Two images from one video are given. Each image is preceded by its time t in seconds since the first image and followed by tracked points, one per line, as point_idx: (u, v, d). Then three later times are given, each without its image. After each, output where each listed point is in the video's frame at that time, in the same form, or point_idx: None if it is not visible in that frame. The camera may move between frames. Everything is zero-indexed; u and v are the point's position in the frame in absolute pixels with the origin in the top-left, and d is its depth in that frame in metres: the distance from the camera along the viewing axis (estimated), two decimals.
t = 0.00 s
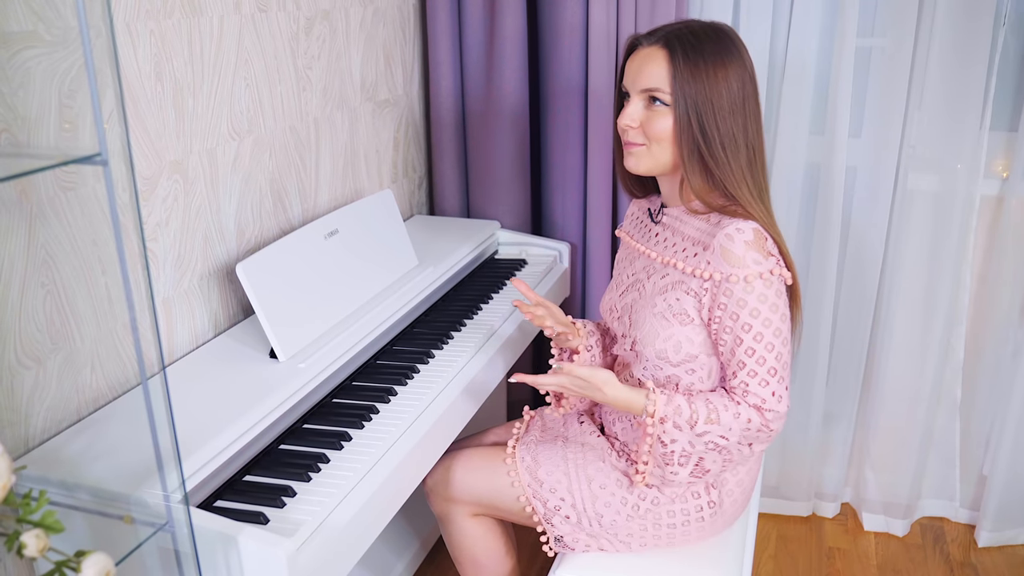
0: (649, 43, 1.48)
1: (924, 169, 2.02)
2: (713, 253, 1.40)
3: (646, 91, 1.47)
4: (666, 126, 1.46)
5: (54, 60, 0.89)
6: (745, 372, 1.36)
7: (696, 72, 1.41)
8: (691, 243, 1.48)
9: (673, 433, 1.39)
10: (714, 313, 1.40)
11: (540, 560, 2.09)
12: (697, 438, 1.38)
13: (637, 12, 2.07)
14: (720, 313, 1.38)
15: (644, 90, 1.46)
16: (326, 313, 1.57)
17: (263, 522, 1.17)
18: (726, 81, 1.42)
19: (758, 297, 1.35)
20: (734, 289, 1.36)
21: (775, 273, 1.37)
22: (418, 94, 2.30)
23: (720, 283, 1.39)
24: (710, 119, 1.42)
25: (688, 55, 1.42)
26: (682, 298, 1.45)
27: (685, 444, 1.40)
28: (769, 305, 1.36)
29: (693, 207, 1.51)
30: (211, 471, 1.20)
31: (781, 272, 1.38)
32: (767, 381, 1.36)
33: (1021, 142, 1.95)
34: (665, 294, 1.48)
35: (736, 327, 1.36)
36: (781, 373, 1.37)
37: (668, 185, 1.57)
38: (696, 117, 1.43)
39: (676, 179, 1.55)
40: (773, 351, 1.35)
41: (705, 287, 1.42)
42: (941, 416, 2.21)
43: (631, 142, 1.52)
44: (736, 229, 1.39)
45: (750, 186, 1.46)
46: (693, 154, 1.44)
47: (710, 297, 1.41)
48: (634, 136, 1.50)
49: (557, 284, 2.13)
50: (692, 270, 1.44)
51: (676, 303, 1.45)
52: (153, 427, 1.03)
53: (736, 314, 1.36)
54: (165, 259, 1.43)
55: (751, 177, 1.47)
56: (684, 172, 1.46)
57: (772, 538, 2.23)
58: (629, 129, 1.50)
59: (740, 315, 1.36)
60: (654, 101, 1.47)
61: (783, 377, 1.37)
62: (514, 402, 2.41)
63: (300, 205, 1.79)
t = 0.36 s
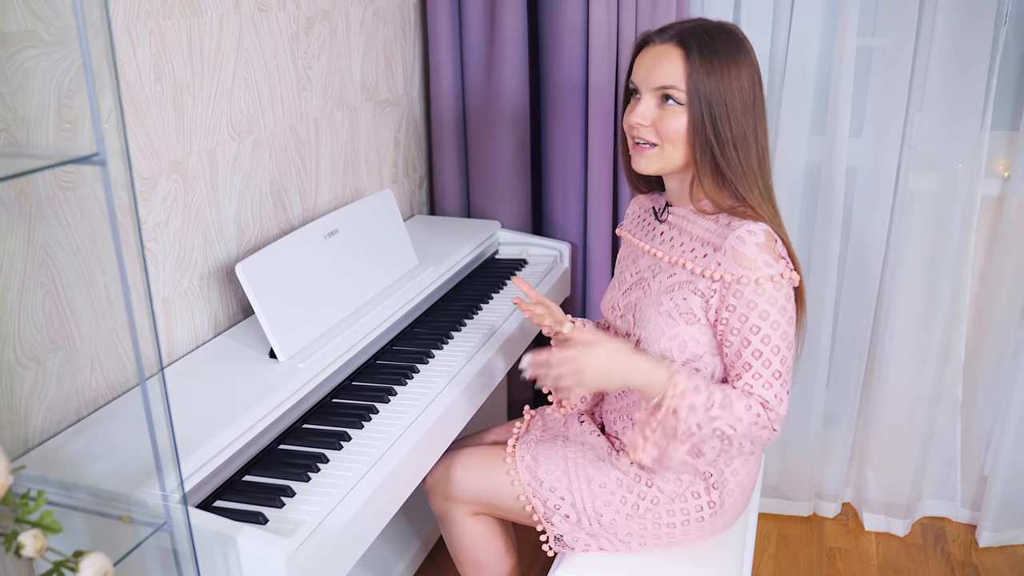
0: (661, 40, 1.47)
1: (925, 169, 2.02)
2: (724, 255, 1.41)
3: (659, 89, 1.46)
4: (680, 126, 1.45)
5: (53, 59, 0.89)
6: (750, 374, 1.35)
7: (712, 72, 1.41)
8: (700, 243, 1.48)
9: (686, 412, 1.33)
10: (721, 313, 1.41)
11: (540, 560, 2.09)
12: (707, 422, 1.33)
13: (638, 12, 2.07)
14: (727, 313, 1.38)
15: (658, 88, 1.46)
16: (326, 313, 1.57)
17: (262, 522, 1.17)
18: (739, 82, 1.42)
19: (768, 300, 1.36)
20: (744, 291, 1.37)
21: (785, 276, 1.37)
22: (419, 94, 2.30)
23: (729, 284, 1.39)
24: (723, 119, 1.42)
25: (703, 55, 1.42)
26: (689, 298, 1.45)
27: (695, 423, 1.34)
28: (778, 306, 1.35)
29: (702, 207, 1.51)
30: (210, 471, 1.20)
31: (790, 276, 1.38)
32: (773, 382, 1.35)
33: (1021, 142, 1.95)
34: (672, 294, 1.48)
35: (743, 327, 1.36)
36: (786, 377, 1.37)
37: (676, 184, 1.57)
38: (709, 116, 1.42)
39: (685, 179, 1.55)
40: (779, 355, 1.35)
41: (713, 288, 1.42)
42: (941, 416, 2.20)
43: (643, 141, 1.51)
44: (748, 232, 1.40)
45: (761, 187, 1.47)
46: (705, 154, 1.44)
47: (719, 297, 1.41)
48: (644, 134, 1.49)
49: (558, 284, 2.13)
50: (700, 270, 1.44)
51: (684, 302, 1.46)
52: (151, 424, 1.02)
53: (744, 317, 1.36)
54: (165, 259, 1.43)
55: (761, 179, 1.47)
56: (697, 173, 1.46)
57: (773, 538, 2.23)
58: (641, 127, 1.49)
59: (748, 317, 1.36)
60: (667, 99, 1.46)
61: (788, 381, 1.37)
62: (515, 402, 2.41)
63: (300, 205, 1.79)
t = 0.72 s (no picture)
0: (684, 42, 1.46)
1: (925, 169, 2.01)
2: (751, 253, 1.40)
3: (695, 94, 1.43)
4: (716, 129, 1.44)
5: (50, 62, 0.89)
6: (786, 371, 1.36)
7: (746, 73, 1.43)
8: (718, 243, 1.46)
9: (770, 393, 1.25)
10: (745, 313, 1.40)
11: (540, 561, 2.09)
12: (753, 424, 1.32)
13: (638, 15, 2.06)
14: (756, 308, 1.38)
15: (695, 93, 1.43)
16: (325, 314, 1.57)
17: (260, 524, 1.17)
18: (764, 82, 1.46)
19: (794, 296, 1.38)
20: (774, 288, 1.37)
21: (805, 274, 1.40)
22: (418, 95, 2.30)
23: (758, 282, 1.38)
24: (760, 122, 1.44)
25: (738, 55, 1.43)
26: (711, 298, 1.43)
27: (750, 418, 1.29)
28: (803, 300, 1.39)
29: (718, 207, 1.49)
30: (208, 473, 1.20)
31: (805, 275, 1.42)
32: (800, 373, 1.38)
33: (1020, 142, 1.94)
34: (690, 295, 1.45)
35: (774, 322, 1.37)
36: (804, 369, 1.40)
37: (684, 189, 1.53)
38: (745, 120, 1.44)
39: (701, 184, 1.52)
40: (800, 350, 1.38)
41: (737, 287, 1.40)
42: (941, 416, 2.20)
43: (672, 148, 1.46)
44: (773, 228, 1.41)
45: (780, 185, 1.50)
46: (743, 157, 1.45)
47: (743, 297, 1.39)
48: (676, 141, 1.45)
49: (557, 284, 2.13)
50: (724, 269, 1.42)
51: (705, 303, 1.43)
52: (146, 423, 1.02)
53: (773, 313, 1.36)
54: (163, 260, 1.43)
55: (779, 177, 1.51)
56: (724, 177, 1.46)
57: (773, 538, 2.23)
58: (674, 132, 1.45)
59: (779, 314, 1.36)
60: (700, 105, 1.45)
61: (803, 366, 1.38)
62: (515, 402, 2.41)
63: (299, 206, 1.79)
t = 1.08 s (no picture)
0: (685, 46, 1.45)
1: (925, 169, 2.02)
2: (763, 261, 1.41)
3: (699, 99, 1.43)
4: (721, 134, 1.44)
5: (49, 63, 0.89)
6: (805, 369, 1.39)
7: (748, 75, 1.42)
8: (726, 250, 1.46)
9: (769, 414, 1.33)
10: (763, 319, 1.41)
11: (540, 562, 2.09)
12: (786, 421, 1.35)
13: (637, 15, 2.06)
14: (777, 315, 1.39)
15: (698, 99, 1.43)
16: (325, 314, 1.58)
17: (258, 526, 1.17)
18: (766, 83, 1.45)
19: (811, 298, 1.39)
20: (790, 294, 1.38)
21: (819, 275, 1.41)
22: (418, 96, 2.30)
23: (774, 289, 1.40)
24: (764, 127, 1.44)
25: (739, 58, 1.42)
26: (722, 306, 1.44)
27: (777, 430, 1.33)
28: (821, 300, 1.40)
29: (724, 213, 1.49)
30: (207, 474, 1.20)
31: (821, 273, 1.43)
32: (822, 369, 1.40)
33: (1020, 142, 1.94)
34: (701, 304, 1.46)
35: (794, 328, 1.38)
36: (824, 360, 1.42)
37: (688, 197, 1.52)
38: (749, 124, 1.43)
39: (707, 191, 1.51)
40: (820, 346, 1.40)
41: (750, 295, 1.42)
42: (941, 417, 2.20)
43: (675, 155, 1.46)
44: (783, 234, 1.42)
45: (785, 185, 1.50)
46: (750, 163, 1.45)
47: (759, 306, 1.41)
48: (681, 148, 1.45)
49: (557, 284, 2.13)
50: (735, 279, 1.43)
51: (716, 312, 1.44)
52: (144, 425, 1.02)
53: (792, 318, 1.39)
54: (162, 262, 1.43)
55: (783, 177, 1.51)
56: (733, 183, 1.46)
57: (773, 539, 2.23)
58: (677, 138, 1.44)
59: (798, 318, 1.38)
60: (703, 111, 1.44)
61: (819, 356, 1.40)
62: (515, 403, 2.41)
63: (298, 207, 1.79)
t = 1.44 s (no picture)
0: (680, 50, 1.44)
1: (924, 169, 2.02)
2: (762, 270, 1.41)
3: (688, 104, 1.42)
4: (712, 139, 1.43)
5: (48, 62, 0.90)
6: (802, 378, 1.39)
7: (741, 79, 1.41)
8: (726, 258, 1.46)
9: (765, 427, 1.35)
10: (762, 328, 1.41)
11: (540, 562, 2.09)
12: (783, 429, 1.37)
13: (636, 15, 2.06)
14: (773, 323, 1.40)
15: (688, 104, 1.42)
16: (325, 313, 1.58)
17: (258, 525, 1.17)
18: (761, 86, 1.43)
19: (810, 307, 1.39)
20: (789, 303, 1.39)
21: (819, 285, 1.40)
22: (417, 96, 2.30)
23: (773, 299, 1.40)
24: (757, 132, 1.42)
25: (731, 62, 1.40)
26: (720, 313, 1.44)
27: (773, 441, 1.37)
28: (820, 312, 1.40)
29: (728, 221, 1.47)
30: (207, 474, 1.20)
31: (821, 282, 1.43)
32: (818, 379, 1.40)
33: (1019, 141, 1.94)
34: (700, 311, 1.46)
35: (790, 337, 1.39)
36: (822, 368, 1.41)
37: (688, 201, 1.52)
38: (741, 129, 1.42)
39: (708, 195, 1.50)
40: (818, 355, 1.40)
41: (749, 303, 1.42)
42: (941, 417, 2.20)
43: (666, 157, 1.46)
44: (785, 243, 1.41)
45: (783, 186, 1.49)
46: (743, 169, 1.44)
47: (757, 314, 1.41)
48: (671, 150, 1.45)
49: (557, 284, 2.14)
50: (735, 287, 1.43)
51: (715, 318, 1.44)
52: (144, 427, 1.01)
53: (789, 327, 1.39)
54: (162, 262, 1.43)
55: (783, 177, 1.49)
56: (734, 187, 1.45)
57: (772, 538, 2.23)
58: (667, 142, 1.44)
59: (795, 327, 1.39)
60: (694, 115, 1.43)
61: (816, 366, 1.40)
62: (515, 403, 2.41)
63: (298, 206, 1.79)
